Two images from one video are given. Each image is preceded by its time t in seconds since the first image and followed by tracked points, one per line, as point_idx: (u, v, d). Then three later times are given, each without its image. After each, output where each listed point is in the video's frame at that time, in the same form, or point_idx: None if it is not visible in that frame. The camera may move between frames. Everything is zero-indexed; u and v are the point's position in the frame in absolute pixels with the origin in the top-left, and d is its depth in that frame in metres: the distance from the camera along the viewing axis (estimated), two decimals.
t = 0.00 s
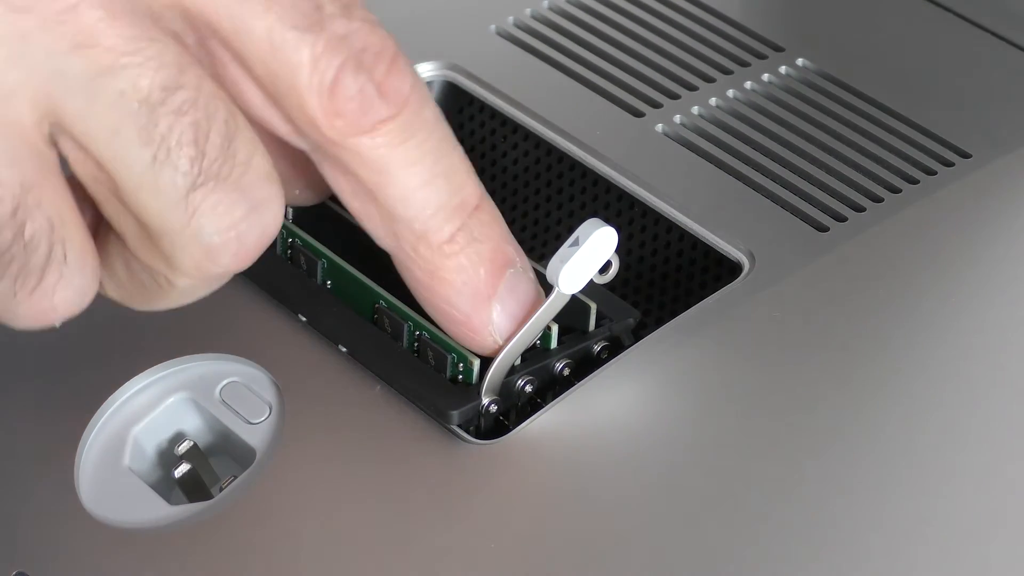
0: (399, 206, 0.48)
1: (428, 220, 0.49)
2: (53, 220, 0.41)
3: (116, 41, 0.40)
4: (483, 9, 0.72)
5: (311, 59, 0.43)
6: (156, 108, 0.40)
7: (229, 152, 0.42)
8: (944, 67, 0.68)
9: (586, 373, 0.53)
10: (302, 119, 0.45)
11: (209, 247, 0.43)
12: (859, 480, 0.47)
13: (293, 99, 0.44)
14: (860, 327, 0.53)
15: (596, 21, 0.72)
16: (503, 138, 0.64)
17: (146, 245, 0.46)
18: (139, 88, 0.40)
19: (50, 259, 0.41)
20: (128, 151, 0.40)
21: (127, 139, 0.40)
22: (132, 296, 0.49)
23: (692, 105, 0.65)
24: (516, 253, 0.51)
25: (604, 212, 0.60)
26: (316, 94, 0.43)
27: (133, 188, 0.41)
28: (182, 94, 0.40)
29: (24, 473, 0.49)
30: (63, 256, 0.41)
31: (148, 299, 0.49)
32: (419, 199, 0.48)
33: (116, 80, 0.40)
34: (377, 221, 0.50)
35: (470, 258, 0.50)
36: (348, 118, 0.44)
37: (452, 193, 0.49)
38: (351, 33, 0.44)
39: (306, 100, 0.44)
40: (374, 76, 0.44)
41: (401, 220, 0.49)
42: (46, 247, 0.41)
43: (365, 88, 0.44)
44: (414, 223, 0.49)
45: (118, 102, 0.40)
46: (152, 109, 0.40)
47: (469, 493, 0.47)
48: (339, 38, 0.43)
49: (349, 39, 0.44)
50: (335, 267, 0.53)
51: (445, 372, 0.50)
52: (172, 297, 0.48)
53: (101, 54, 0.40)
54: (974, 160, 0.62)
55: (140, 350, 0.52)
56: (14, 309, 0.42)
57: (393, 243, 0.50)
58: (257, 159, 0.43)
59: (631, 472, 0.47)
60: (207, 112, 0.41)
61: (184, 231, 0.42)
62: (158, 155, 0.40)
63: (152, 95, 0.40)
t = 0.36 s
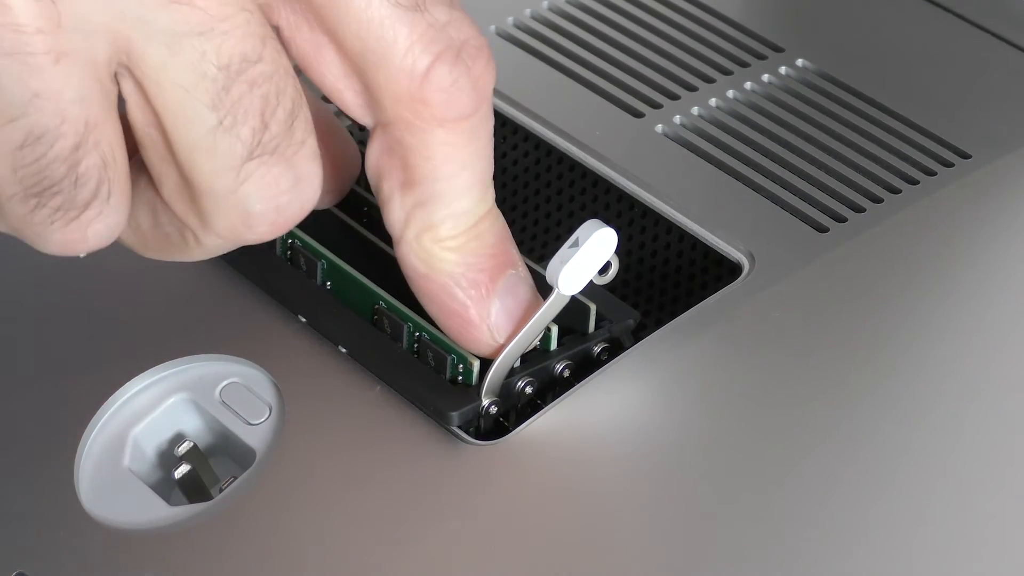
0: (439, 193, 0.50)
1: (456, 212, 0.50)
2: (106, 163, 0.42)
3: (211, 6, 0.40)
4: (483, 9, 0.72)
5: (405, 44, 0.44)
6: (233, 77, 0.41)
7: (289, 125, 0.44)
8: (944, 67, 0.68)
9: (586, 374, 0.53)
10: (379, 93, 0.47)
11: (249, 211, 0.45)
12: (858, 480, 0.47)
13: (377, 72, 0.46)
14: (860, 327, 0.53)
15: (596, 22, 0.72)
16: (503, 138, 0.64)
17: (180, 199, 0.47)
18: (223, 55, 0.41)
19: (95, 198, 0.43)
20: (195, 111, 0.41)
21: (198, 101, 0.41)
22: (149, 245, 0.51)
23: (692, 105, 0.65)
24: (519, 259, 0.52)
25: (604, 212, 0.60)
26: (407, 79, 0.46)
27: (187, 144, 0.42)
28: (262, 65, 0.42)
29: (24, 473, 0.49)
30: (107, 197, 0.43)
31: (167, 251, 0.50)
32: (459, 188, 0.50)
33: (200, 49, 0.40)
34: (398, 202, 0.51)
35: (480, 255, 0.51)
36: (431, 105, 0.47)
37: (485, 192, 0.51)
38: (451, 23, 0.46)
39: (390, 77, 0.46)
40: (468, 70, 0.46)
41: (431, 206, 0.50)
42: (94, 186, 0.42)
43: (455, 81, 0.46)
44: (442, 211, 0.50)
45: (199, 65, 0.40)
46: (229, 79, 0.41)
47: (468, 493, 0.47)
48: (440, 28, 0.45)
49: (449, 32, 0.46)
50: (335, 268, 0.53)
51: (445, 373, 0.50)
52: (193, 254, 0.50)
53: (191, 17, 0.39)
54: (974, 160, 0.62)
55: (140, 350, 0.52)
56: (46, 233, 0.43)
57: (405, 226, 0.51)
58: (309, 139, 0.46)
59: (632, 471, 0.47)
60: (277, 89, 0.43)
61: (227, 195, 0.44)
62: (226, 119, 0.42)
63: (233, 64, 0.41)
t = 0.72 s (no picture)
0: (449, 201, 0.50)
1: (465, 219, 0.50)
2: (119, 169, 0.42)
3: (227, 14, 0.39)
4: (482, 10, 0.72)
5: (421, 53, 0.45)
6: (248, 83, 0.41)
7: (302, 129, 0.44)
8: (943, 68, 0.69)
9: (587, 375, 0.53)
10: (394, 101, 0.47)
11: (260, 213, 0.45)
12: (859, 480, 0.47)
13: (393, 80, 0.46)
14: (861, 329, 0.53)
15: (596, 23, 0.72)
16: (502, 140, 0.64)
17: (191, 197, 0.46)
18: (238, 62, 0.40)
19: (106, 203, 0.43)
20: (208, 116, 0.41)
21: (212, 107, 0.41)
22: (156, 237, 0.51)
23: (692, 106, 0.65)
24: (524, 263, 0.53)
25: (604, 214, 0.60)
26: (422, 87, 0.46)
27: (200, 149, 0.42)
28: (277, 70, 0.42)
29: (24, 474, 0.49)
30: (119, 202, 0.43)
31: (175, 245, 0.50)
32: (468, 196, 0.50)
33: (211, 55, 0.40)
34: (407, 208, 0.51)
35: (488, 261, 0.51)
36: (446, 115, 0.47)
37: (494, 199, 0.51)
38: (466, 33, 0.46)
39: (405, 86, 0.46)
40: (482, 79, 0.47)
41: (440, 212, 0.50)
42: (106, 193, 0.42)
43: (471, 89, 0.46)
44: (452, 217, 0.50)
45: (213, 73, 0.40)
46: (244, 85, 0.41)
47: (471, 494, 0.46)
48: (456, 37, 0.45)
49: (465, 42, 0.46)
50: (338, 268, 0.53)
51: (447, 374, 0.50)
52: (200, 250, 0.50)
53: (204, 24, 0.39)
54: (973, 161, 0.62)
55: (140, 351, 0.52)
56: (57, 234, 0.44)
57: (413, 232, 0.51)
58: (320, 143, 0.45)
59: (634, 472, 0.47)
60: (291, 95, 0.43)
61: (239, 197, 0.44)
62: (239, 124, 0.42)
63: (247, 71, 0.41)
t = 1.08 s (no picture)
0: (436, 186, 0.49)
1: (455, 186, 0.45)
2: (96, 125, 0.35)
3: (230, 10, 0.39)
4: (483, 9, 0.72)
5: None
6: (190, 31, 0.34)
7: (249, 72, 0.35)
8: (944, 67, 0.69)
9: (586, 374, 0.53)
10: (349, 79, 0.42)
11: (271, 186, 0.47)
12: (858, 480, 0.47)
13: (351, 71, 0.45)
14: (860, 328, 0.53)
15: (596, 22, 0.72)
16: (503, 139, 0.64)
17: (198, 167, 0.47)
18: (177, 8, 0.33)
19: (99, 156, 0.36)
20: (156, 71, 0.34)
21: (157, 63, 0.34)
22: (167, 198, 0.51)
23: (692, 105, 0.65)
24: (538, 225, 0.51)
25: (604, 213, 0.60)
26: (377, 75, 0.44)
27: (145, 100, 0.35)
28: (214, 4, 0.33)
29: (24, 473, 0.49)
30: (108, 153, 0.36)
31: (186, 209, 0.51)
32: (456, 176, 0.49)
33: None
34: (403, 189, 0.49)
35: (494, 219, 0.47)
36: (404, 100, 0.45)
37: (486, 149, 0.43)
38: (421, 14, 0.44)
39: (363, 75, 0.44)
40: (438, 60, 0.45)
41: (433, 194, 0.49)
42: (93, 147, 0.36)
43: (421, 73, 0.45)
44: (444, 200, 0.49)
45: (150, 26, 0.33)
46: (185, 37, 0.34)
47: (469, 493, 0.47)
48: None
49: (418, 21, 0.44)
50: (336, 267, 0.53)
51: (445, 372, 0.50)
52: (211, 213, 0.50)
53: None
54: (974, 160, 0.62)
55: (140, 350, 0.52)
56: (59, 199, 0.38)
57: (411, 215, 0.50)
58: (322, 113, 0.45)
59: (632, 471, 0.47)
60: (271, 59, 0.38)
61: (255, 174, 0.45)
62: (184, 78, 0.35)
63: (190, 18, 0.33)
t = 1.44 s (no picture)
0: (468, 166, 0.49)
1: (494, 169, 0.49)
2: (205, 149, 0.40)
3: None
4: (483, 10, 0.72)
5: (406, 18, 0.41)
6: (282, 49, 0.39)
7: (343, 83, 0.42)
8: (944, 67, 0.69)
9: (586, 373, 0.53)
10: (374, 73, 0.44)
11: (314, 168, 0.44)
12: (858, 481, 0.47)
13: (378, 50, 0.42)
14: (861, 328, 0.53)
15: (596, 21, 0.72)
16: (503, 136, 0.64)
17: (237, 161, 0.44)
18: (269, 29, 0.38)
19: (203, 180, 0.41)
20: (252, 91, 0.40)
21: (253, 77, 0.39)
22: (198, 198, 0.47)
23: (692, 105, 0.65)
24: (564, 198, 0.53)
25: (604, 212, 0.61)
26: (405, 51, 0.42)
27: (244, 122, 0.41)
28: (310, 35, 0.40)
29: (24, 473, 0.49)
30: (212, 174, 0.41)
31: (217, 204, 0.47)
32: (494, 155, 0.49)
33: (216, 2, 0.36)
34: (437, 162, 0.50)
35: (529, 202, 0.51)
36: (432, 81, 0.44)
37: (516, 137, 0.49)
38: None
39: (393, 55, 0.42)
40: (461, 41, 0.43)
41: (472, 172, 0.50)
42: (198, 172, 0.40)
43: (451, 51, 0.43)
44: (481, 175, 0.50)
45: (246, 45, 0.38)
46: (279, 52, 0.39)
47: (469, 493, 0.47)
48: None
49: None
50: (337, 267, 0.53)
51: (445, 372, 0.50)
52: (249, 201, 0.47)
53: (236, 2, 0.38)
54: (974, 160, 0.62)
55: (140, 351, 0.52)
56: (164, 225, 0.42)
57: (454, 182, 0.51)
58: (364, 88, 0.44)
59: (632, 471, 0.47)
60: (325, 52, 0.41)
61: (296, 156, 0.43)
62: (281, 91, 0.40)
63: (279, 36, 0.39)
